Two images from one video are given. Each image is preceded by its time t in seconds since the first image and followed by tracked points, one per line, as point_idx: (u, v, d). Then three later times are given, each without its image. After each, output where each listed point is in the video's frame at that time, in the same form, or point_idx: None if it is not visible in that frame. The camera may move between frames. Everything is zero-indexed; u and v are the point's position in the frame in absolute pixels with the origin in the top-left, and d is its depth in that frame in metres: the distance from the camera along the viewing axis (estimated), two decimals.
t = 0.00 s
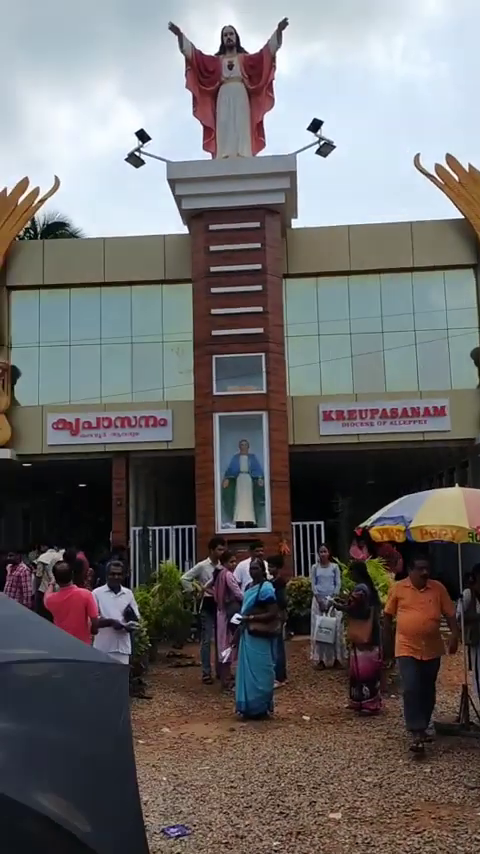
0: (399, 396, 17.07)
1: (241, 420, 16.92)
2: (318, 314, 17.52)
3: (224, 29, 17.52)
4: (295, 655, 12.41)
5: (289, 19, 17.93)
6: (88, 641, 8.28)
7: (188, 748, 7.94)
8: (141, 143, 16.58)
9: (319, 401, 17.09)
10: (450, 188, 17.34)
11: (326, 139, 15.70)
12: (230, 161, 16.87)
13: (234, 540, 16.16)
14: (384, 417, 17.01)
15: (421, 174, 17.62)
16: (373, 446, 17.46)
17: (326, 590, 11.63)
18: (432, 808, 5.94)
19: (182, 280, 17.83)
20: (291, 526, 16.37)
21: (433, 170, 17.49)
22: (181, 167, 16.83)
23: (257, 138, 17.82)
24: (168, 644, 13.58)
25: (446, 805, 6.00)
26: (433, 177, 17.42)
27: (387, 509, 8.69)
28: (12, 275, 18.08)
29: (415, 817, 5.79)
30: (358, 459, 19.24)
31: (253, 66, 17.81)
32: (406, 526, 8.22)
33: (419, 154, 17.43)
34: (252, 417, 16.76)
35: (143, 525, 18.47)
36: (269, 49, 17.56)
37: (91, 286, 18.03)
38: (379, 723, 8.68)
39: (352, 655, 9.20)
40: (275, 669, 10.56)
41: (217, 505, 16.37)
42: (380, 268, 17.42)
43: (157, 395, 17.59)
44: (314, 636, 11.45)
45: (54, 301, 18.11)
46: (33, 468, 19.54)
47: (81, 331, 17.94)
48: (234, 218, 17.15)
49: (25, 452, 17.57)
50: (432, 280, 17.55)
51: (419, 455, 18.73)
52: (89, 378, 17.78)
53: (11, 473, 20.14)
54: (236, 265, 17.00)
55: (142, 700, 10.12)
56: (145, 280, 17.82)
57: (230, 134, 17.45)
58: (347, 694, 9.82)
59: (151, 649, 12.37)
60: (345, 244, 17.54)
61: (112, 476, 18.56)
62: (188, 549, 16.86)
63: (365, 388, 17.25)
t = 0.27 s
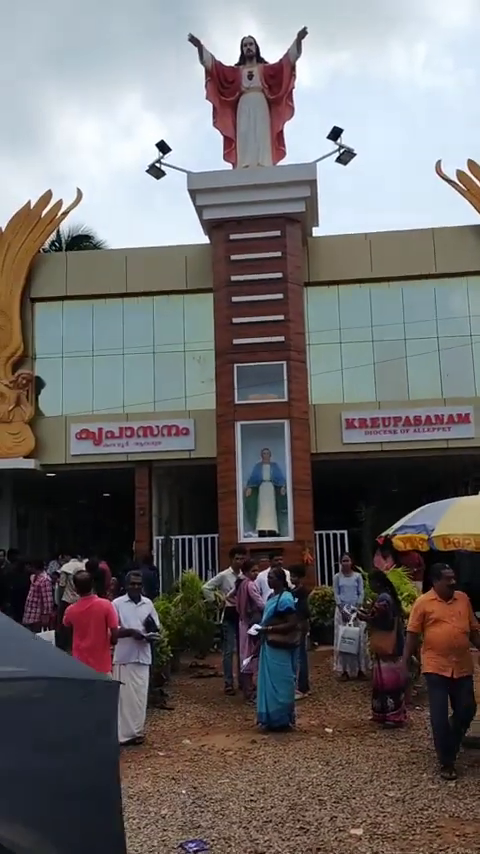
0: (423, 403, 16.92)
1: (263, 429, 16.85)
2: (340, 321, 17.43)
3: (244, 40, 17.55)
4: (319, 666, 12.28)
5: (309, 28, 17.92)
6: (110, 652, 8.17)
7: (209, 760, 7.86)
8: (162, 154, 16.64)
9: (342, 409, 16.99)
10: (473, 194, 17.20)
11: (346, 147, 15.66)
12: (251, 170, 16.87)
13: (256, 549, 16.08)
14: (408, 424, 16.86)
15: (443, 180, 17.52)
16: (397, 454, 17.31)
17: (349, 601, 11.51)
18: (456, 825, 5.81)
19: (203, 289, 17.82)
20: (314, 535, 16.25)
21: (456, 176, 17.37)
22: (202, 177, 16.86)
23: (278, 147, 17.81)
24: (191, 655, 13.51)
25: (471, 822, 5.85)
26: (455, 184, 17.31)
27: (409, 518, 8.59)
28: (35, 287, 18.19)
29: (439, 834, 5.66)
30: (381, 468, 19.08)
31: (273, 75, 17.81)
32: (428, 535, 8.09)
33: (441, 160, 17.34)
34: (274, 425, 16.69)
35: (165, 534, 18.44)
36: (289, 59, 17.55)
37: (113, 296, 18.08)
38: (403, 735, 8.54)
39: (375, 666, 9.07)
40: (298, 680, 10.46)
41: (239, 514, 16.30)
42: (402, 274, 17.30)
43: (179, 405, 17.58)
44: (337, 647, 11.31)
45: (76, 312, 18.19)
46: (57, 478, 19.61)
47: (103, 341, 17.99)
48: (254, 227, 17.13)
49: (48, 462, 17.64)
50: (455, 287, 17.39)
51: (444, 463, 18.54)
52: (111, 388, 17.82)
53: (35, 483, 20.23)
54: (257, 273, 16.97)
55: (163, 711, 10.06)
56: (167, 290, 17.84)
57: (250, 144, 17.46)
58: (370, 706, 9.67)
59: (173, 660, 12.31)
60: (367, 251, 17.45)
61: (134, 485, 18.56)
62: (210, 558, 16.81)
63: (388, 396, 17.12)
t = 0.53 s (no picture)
0: (434, 408, 16.76)
1: (273, 433, 16.74)
2: (351, 325, 17.31)
3: (255, 43, 17.49)
4: (328, 673, 12.15)
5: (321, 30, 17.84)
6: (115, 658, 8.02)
7: (213, 769, 7.75)
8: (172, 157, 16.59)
9: (352, 414, 16.86)
10: None
11: (357, 150, 15.56)
12: (261, 173, 16.80)
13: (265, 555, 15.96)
14: (419, 429, 16.70)
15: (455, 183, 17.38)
16: (408, 459, 17.15)
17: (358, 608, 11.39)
18: (463, 840, 5.67)
19: (213, 292, 17.75)
20: (324, 540, 16.12)
21: (468, 179, 17.24)
22: (212, 180, 16.80)
23: (289, 151, 17.72)
24: (199, 661, 13.40)
25: (478, 836, 5.71)
26: (468, 187, 17.16)
27: (417, 524, 8.47)
28: (46, 290, 18.17)
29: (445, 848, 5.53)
30: (393, 473, 18.93)
31: (284, 78, 17.73)
32: (437, 542, 7.96)
33: (453, 163, 17.21)
34: (284, 430, 16.59)
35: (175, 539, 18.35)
36: (300, 62, 17.47)
37: (123, 300, 18.04)
38: (411, 745, 8.39)
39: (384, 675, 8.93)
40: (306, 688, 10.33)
41: (248, 519, 16.19)
42: (414, 278, 17.17)
43: (189, 409, 17.50)
44: (346, 654, 11.18)
45: (87, 315, 18.14)
46: (67, 482, 19.57)
47: (114, 344, 17.94)
48: (265, 230, 17.05)
49: (59, 466, 17.59)
50: (468, 290, 17.24)
51: (456, 468, 18.36)
52: (121, 392, 17.77)
53: (45, 487, 20.19)
54: (267, 277, 16.89)
55: (170, 718, 9.95)
56: (178, 293, 17.77)
57: (261, 147, 17.39)
58: (379, 715, 9.53)
59: (181, 666, 12.20)
60: (378, 254, 17.33)
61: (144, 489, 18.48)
62: (219, 563, 16.70)
63: (399, 400, 16.97)
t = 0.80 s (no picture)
0: (439, 412, 16.69)
1: (277, 437, 16.69)
2: (356, 329, 17.26)
3: (262, 46, 17.46)
4: (329, 678, 12.09)
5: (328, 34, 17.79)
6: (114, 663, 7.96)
7: (211, 775, 7.69)
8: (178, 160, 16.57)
9: (357, 418, 16.79)
10: None
11: (363, 153, 15.52)
12: (267, 177, 16.77)
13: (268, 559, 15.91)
14: (424, 434, 16.63)
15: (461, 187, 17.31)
16: (413, 464, 17.08)
17: (359, 614, 11.33)
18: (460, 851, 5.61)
19: (218, 295, 17.72)
20: (328, 545, 16.06)
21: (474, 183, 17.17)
22: (218, 183, 16.78)
23: (294, 154, 17.69)
24: (200, 665, 13.35)
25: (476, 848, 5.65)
26: (474, 190, 17.10)
27: (419, 530, 8.41)
28: (51, 293, 18.17)
29: None
30: (397, 477, 18.85)
31: (291, 81, 17.69)
32: (439, 548, 7.90)
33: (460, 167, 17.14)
34: (288, 433, 16.54)
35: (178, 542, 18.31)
36: (307, 65, 17.43)
37: (128, 303, 18.01)
38: (412, 753, 8.32)
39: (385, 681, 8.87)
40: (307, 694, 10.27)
41: (252, 523, 16.15)
42: (419, 282, 17.11)
43: (193, 412, 17.46)
44: (348, 660, 11.11)
45: (92, 318, 18.13)
46: (71, 484, 19.57)
47: (119, 347, 17.92)
48: (270, 233, 17.01)
49: (63, 468, 17.57)
50: (473, 294, 17.16)
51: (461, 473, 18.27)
52: (125, 394, 17.74)
53: (49, 489, 20.18)
54: (272, 280, 16.85)
55: (170, 723, 9.90)
56: (182, 296, 17.75)
57: (267, 150, 17.35)
58: (380, 722, 9.46)
59: (182, 670, 12.15)
60: (384, 258, 17.27)
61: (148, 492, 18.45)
62: (222, 567, 16.65)
63: (404, 404, 16.91)
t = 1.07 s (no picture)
0: (440, 417, 16.64)
1: (276, 440, 16.65)
2: (356, 333, 17.22)
3: (264, 49, 17.46)
4: (327, 683, 12.04)
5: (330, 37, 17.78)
6: (112, 668, 7.92)
7: (207, 781, 7.64)
8: (179, 162, 16.56)
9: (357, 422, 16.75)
10: None
11: (364, 157, 15.50)
12: (268, 180, 16.76)
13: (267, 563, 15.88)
14: (424, 438, 16.59)
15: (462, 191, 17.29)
16: (413, 469, 17.03)
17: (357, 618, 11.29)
18: None
19: (218, 298, 17.69)
20: (327, 549, 16.01)
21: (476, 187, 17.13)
22: (219, 186, 16.76)
23: (296, 157, 17.67)
24: (198, 669, 13.30)
25: None
26: (475, 195, 17.07)
27: (416, 536, 8.37)
28: (52, 295, 18.16)
29: None
30: (397, 482, 18.80)
31: (292, 85, 17.68)
32: (437, 554, 7.86)
33: (461, 171, 17.13)
34: (288, 437, 16.50)
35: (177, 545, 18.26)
36: (308, 68, 17.42)
37: (129, 305, 17.99)
38: (408, 759, 8.26)
39: (383, 687, 8.82)
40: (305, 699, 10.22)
41: (251, 527, 16.11)
42: (421, 286, 17.07)
43: (193, 414, 17.43)
44: (346, 665, 11.06)
45: (92, 320, 18.11)
46: (71, 487, 19.55)
47: (119, 350, 17.90)
48: (271, 237, 16.99)
49: (62, 471, 17.54)
50: (474, 299, 17.12)
51: (461, 478, 18.21)
52: (125, 397, 17.71)
53: (49, 491, 20.16)
54: (272, 284, 16.83)
55: (166, 728, 9.85)
56: (183, 299, 17.73)
57: (268, 154, 17.35)
58: (377, 727, 9.41)
59: (179, 675, 12.10)
60: (385, 262, 17.24)
61: (147, 495, 18.40)
62: (221, 571, 16.59)
63: (404, 408, 16.86)
